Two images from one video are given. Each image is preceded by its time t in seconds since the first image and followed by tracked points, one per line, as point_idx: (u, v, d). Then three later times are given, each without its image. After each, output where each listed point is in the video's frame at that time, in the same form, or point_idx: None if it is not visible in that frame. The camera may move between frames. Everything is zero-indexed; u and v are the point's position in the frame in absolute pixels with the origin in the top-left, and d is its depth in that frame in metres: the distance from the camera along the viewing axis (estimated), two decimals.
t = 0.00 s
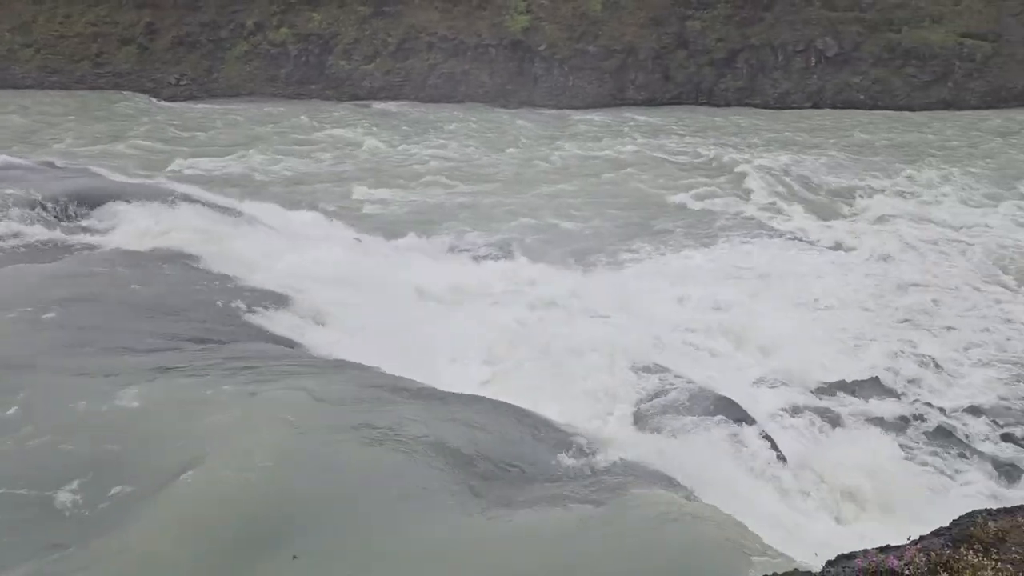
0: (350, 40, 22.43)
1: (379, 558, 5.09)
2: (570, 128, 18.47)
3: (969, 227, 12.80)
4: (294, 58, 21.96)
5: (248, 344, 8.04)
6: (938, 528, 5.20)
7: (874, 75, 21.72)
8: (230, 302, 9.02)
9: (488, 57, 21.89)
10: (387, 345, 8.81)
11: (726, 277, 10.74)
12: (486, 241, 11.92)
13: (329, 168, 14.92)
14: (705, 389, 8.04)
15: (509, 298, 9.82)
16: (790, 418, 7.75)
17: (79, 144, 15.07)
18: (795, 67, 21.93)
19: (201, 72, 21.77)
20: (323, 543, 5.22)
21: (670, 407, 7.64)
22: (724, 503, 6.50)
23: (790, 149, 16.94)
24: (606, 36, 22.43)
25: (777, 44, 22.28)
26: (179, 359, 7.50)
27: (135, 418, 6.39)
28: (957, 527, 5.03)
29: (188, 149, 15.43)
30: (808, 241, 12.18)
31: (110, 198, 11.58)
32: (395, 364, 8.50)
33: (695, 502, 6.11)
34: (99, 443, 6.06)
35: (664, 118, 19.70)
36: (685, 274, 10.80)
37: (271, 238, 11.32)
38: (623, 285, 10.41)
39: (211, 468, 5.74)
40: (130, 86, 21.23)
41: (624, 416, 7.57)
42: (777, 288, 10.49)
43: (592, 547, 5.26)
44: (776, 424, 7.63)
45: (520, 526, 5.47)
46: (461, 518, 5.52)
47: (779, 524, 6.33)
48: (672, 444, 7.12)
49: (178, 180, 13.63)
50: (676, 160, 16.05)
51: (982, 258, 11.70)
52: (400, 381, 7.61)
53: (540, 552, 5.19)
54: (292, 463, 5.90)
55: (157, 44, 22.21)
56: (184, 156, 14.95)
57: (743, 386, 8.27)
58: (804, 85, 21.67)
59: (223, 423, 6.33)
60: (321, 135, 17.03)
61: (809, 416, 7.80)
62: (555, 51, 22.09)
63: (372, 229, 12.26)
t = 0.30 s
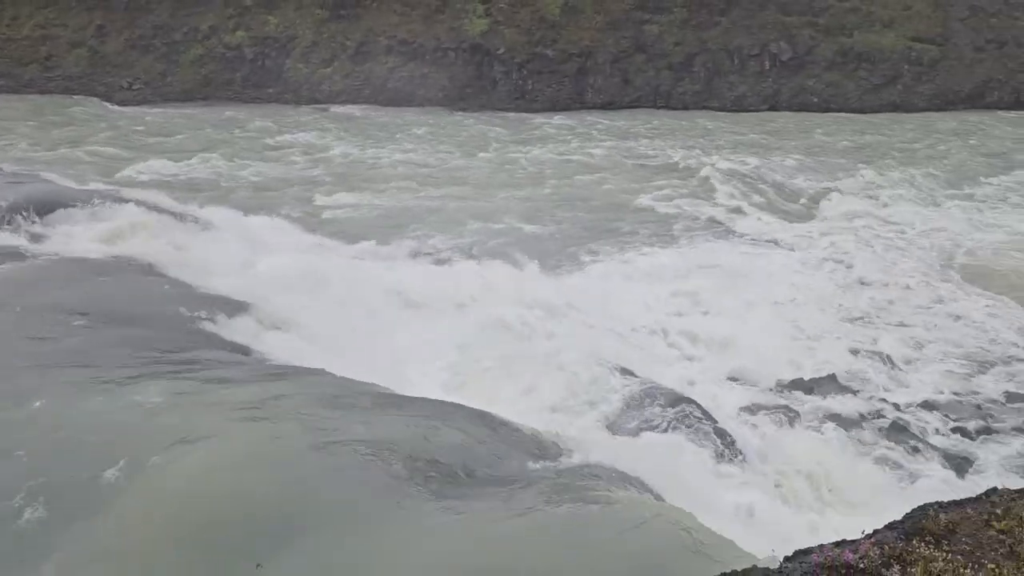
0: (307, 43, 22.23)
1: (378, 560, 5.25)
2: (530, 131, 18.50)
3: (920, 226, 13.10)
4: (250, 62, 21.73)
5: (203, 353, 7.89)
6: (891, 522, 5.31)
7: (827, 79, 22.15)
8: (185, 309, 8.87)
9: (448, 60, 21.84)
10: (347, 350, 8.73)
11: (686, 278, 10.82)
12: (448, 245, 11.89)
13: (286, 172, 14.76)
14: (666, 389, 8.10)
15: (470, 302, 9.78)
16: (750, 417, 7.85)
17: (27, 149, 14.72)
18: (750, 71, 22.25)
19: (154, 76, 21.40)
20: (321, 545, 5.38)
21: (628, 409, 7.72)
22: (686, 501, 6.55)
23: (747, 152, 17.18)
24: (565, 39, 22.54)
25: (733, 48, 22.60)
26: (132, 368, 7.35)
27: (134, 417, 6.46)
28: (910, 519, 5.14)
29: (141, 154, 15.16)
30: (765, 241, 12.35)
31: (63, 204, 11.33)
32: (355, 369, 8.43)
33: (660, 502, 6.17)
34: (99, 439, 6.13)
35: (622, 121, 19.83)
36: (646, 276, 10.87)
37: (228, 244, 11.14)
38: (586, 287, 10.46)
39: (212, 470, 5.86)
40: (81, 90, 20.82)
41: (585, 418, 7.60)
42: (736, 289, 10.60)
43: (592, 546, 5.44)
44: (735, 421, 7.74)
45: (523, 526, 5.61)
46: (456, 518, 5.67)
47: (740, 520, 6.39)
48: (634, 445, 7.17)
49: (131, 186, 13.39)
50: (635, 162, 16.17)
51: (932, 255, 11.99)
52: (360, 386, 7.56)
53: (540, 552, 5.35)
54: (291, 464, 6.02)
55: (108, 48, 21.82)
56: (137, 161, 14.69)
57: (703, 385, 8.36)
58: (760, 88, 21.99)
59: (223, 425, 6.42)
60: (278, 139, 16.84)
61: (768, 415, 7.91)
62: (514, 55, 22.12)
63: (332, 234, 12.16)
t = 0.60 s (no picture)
0: (265, 46, 22.00)
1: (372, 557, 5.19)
2: (490, 134, 18.51)
3: (874, 225, 13.39)
4: (206, 65, 21.47)
5: (156, 361, 7.74)
6: (847, 516, 5.40)
7: (783, 81, 22.51)
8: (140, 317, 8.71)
9: (408, 63, 21.75)
10: (308, 355, 8.63)
11: (648, 280, 10.91)
12: (409, 248, 11.84)
13: (242, 176, 14.59)
14: (629, 391, 8.14)
15: (432, 306, 9.74)
16: (711, 415, 7.93)
17: None
18: (708, 73, 22.52)
19: (107, 80, 21.04)
20: (319, 542, 5.34)
21: (591, 412, 7.76)
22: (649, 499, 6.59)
23: (705, 153, 17.39)
24: (524, 43, 22.62)
25: (690, 51, 22.85)
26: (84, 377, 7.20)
27: (125, 419, 6.41)
28: (865, 513, 5.24)
29: (94, 158, 14.88)
30: (724, 241, 12.50)
31: (13, 212, 11.09)
32: (316, 374, 8.33)
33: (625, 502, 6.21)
34: (92, 442, 6.09)
35: (582, 123, 19.93)
36: (608, 277, 10.94)
37: (188, 250, 10.98)
38: (548, 289, 10.49)
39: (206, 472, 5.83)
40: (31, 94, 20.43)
41: (548, 420, 7.61)
42: (696, 290, 10.72)
43: (588, 542, 5.43)
44: (696, 420, 7.81)
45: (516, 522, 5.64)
46: (450, 520, 5.62)
47: (703, 516, 6.45)
48: (598, 446, 7.20)
49: (83, 191, 13.14)
50: (595, 164, 16.27)
51: (885, 253, 12.26)
52: (318, 392, 7.49)
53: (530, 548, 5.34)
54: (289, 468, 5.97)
55: (59, 50, 21.44)
56: (89, 166, 14.42)
57: (665, 384, 8.42)
58: (717, 90, 22.29)
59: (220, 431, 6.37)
60: (236, 143, 16.66)
61: (729, 413, 8.00)
62: (474, 58, 22.13)
63: (292, 239, 12.04)
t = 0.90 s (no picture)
0: (222, 47, 21.70)
1: (363, 557, 5.13)
2: (452, 136, 18.48)
3: (830, 223, 13.65)
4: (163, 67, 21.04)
5: (112, 368, 7.62)
6: (805, 510, 5.48)
7: (741, 82, 22.85)
8: (96, 323, 8.58)
9: (368, 65, 21.62)
10: (269, 361, 8.52)
11: (612, 280, 10.97)
12: (371, 251, 11.79)
13: (201, 180, 14.40)
14: (592, 392, 8.17)
15: (396, 308, 9.68)
16: (674, 413, 7.99)
17: None
18: (668, 75, 22.73)
19: (61, 83, 20.68)
20: (312, 532, 5.34)
21: (554, 413, 7.78)
22: (614, 497, 6.63)
23: (665, 153, 17.58)
24: (485, 44, 22.62)
25: (650, 52, 23.04)
26: (35, 384, 7.05)
27: (112, 423, 6.38)
28: (823, 508, 5.31)
29: (45, 162, 14.56)
30: (685, 241, 12.63)
31: None
32: (277, 380, 8.23)
33: (591, 502, 6.25)
34: (69, 450, 5.94)
35: (544, 125, 20.00)
36: (572, 278, 10.96)
37: (145, 255, 10.79)
38: (511, 291, 10.48)
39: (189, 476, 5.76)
40: None
41: (512, 421, 7.61)
42: (659, 289, 10.81)
43: (582, 545, 5.41)
44: (660, 417, 7.88)
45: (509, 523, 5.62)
46: (419, 520, 5.62)
47: (667, 515, 6.50)
48: (563, 446, 7.23)
49: (34, 196, 12.85)
50: (556, 165, 16.36)
51: (842, 251, 12.51)
52: (277, 400, 7.42)
53: (524, 552, 5.32)
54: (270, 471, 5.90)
55: (9, 54, 20.99)
56: (41, 170, 14.13)
57: (628, 383, 8.45)
58: (677, 91, 22.53)
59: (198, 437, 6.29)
60: (193, 146, 16.46)
61: (691, 411, 8.07)
62: (435, 59, 22.07)
63: (252, 242, 11.90)
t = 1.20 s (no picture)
0: (179, 48, 21.39)
1: (363, 555, 5.20)
2: (414, 137, 18.41)
3: (789, 220, 13.87)
4: (117, 68, 20.68)
5: (69, 375, 7.49)
6: (766, 503, 5.55)
7: (701, 83, 23.11)
8: (54, 329, 8.46)
9: (329, 66, 21.42)
10: (231, 365, 8.40)
11: (575, 279, 11.01)
12: (334, 253, 11.70)
13: (158, 182, 14.19)
14: (557, 391, 8.19)
15: (358, 310, 9.61)
16: (638, 411, 8.04)
17: None
18: (629, 75, 22.89)
19: (12, 85, 20.22)
20: (294, 531, 5.38)
21: (519, 414, 7.77)
22: (581, 495, 6.65)
23: (627, 153, 17.72)
24: (447, 45, 22.57)
25: (611, 53, 23.19)
26: None
27: (92, 425, 6.38)
28: (783, 501, 5.38)
29: None
30: (646, 239, 12.73)
31: None
32: (240, 385, 8.12)
33: (558, 502, 6.29)
34: (49, 450, 5.94)
35: (506, 125, 20.02)
36: (536, 278, 10.99)
37: (102, 260, 10.57)
38: (475, 291, 10.46)
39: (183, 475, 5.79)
40: None
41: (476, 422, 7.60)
42: (622, 288, 10.87)
43: (556, 543, 5.50)
44: (624, 415, 7.93)
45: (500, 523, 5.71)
46: (392, 519, 5.65)
47: (632, 512, 6.54)
48: (529, 445, 7.24)
49: None
50: (519, 165, 16.38)
51: (800, 248, 12.72)
52: (237, 404, 7.32)
53: (524, 552, 5.39)
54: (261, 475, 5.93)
55: None
56: None
57: (592, 382, 8.49)
58: (638, 91, 22.69)
59: (191, 435, 6.35)
60: (150, 148, 16.20)
61: (655, 409, 8.13)
62: (397, 60, 21.97)
63: (212, 245, 11.75)
